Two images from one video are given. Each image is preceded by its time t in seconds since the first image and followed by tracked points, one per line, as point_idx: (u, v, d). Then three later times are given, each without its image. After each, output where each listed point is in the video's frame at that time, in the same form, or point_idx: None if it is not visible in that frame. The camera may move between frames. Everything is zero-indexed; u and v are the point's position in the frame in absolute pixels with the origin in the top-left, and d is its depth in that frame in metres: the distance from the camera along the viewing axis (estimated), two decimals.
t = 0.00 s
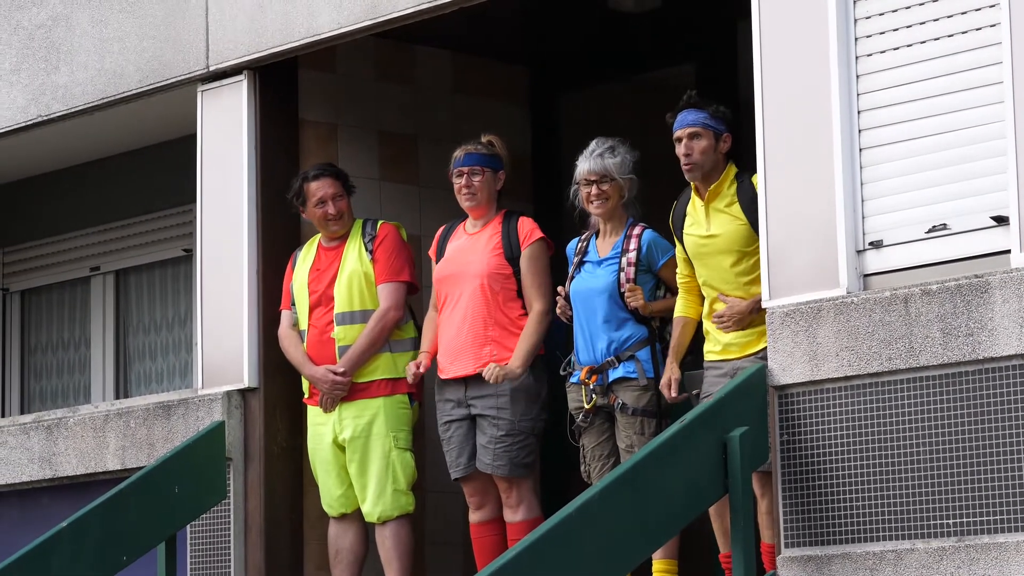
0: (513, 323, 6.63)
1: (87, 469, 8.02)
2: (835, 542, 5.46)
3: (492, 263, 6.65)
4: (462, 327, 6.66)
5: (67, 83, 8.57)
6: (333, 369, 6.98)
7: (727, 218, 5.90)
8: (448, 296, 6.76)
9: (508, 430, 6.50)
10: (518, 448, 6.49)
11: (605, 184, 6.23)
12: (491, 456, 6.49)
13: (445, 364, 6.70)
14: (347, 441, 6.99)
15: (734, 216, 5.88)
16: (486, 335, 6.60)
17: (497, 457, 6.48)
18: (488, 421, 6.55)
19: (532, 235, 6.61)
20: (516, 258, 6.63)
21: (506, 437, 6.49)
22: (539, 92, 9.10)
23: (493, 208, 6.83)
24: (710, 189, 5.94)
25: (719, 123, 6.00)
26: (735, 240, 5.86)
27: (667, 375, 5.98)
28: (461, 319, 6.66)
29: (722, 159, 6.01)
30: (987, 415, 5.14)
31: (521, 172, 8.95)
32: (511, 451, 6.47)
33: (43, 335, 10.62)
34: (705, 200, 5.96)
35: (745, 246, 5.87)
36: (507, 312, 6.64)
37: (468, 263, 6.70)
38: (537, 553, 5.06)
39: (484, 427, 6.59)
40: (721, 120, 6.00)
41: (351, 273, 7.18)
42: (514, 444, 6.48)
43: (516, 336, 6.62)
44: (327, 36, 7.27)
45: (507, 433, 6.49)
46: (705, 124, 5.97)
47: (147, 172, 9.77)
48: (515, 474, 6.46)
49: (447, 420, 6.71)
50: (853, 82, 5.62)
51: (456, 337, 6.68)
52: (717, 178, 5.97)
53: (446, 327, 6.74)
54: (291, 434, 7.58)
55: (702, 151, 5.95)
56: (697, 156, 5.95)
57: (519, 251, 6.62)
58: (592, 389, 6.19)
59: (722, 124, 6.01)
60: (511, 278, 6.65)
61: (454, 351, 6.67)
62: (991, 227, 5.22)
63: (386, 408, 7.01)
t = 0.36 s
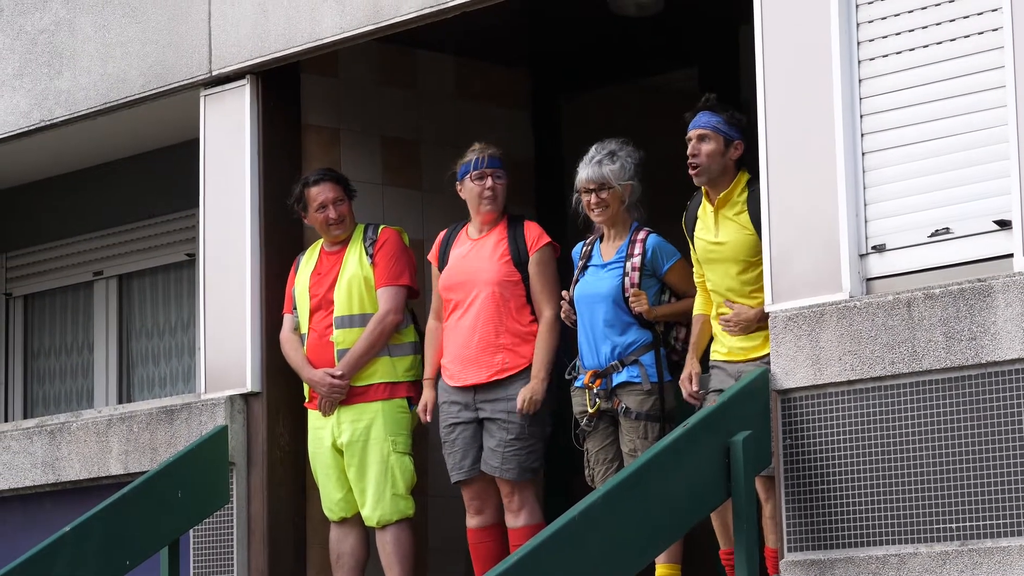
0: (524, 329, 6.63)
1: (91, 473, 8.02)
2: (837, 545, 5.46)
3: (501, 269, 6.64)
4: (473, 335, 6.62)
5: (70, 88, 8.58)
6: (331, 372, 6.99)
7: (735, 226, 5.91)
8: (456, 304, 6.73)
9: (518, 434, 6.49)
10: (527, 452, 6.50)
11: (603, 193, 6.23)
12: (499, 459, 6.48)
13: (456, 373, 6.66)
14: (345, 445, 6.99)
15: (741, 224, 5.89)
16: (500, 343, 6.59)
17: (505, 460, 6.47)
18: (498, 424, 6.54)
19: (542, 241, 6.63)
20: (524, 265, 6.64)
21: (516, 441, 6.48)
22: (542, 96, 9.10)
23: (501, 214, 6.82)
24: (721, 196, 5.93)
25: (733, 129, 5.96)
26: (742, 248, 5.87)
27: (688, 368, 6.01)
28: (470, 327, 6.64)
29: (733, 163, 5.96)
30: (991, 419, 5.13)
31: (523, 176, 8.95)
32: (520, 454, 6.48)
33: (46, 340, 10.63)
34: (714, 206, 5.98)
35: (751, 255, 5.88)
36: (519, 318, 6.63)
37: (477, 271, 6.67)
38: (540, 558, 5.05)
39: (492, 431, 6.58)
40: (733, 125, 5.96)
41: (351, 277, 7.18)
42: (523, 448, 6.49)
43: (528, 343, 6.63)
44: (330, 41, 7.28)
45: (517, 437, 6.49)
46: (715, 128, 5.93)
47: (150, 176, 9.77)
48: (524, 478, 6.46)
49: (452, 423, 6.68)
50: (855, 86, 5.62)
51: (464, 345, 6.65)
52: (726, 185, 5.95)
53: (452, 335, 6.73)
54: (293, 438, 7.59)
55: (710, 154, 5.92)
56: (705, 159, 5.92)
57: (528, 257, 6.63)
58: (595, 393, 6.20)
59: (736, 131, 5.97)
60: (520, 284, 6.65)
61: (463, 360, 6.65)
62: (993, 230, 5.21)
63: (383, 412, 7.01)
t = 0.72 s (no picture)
0: (535, 341, 6.63)
1: (94, 483, 8.02)
2: (841, 555, 5.45)
3: (511, 283, 6.62)
4: (486, 351, 6.59)
5: (73, 98, 8.59)
6: (335, 382, 6.98)
7: (732, 228, 5.93)
8: (464, 319, 6.70)
9: (533, 443, 6.51)
10: (540, 461, 6.52)
11: (603, 203, 6.23)
12: (513, 468, 6.49)
13: (478, 387, 6.59)
14: (349, 455, 6.99)
15: (738, 226, 5.91)
16: (514, 357, 6.58)
17: (520, 469, 6.49)
18: (513, 432, 6.53)
19: (548, 254, 6.66)
20: (533, 276, 6.64)
21: (531, 450, 6.50)
22: (545, 105, 9.11)
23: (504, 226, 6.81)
24: (717, 198, 5.97)
25: (720, 133, 6.02)
26: (738, 251, 5.88)
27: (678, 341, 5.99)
28: (483, 342, 6.60)
29: (727, 168, 6.01)
30: (994, 428, 5.13)
31: (526, 185, 8.95)
32: (534, 463, 6.50)
33: (49, 349, 10.63)
34: (711, 209, 6.01)
35: (748, 258, 5.88)
36: (529, 331, 6.63)
37: (487, 287, 6.64)
38: (543, 568, 5.06)
39: (504, 440, 6.57)
40: (722, 130, 6.01)
41: (354, 286, 7.17)
42: (537, 457, 6.51)
43: (540, 355, 6.64)
44: (333, 50, 7.28)
45: (532, 446, 6.50)
46: (702, 136, 5.99)
47: (153, 186, 9.78)
48: (538, 487, 6.49)
49: (461, 434, 6.64)
50: (859, 94, 5.62)
51: (473, 359, 6.63)
52: (725, 187, 5.99)
53: (459, 350, 6.70)
54: (296, 448, 7.58)
55: (702, 162, 5.97)
56: (698, 167, 5.97)
57: (534, 267, 6.64)
58: (599, 403, 6.19)
59: (724, 135, 6.02)
60: (528, 297, 6.64)
61: (475, 375, 6.61)
62: (997, 239, 5.20)
63: (388, 422, 7.01)
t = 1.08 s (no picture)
0: (536, 350, 6.64)
1: (94, 489, 8.02)
2: (842, 562, 5.45)
3: (512, 294, 6.62)
4: (488, 363, 6.59)
5: (74, 103, 8.60)
6: (337, 389, 6.98)
7: (720, 241, 5.92)
8: (465, 331, 6.70)
9: (536, 450, 6.52)
10: (543, 468, 6.52)
11: (606, 210, 6.24)
12: (516, 475, 6.49)
13: (479, 399, 6.60)
14: (350, 461, 6.99)
15: (726, 239, 5.90)
16: (515, 368, 6.59)
17: (522, 476, 6.49)
18: (516, 439, 6.53)
19: (548, 261, 6.67)
20: (533, 285, 6.65)
21: (534, 457, 6.51)
22: (546, 112, 9.12)
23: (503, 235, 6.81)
24: (703, 212, 5.95)
25: (706, 145, 6.02)
26: (727, 263, 5.87)
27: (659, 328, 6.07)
28: (485, 353, 6.60)
29: (715, 180, 6.02)
30: (994, 435, 5.12)
31: (528, 192, 8.96)
32: (537, 470, 6.51)
33: (50, 355, 10.64)
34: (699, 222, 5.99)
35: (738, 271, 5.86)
36: (530, 341, 6.63)
37: (488, 298, 6.64)
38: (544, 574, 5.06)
39: (507, 447, 6.57)
40: (708, 143, 6.01)
41: (355, 292, 7.17)
42: (539, 464, 6.51)
43: (541, 364, 6.65)
44: (335, 56, 7.29)
45: (534, 453, 6.51)
46: (688, 147, 6.01)
47: (154, 192, 9.78)
48: (540, 494, 6.50)
49: (463, 441, 6.64)
50: (860, 101, 5.63)
51: (475, 370, 6.63)
52: (711, 199, 6.00)
53: (460, 361, 6.70)
54: (297, 454, 7.58)
55: (688, 174, 5.99)
56: (684, 178, 5.99)
57: (535, 275, 6.64)
58: (601, 410, 6.20)
59: (711, 148, 6.03)
60: (529, 307, 6.64)
61: (477, 386, 6.62)
62: (998, 247, 5.20)
63: (389, 429, 7.01)
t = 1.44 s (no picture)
0: (542, 352, 6.64)
1: (99, 490, 8.03)
2: (846, 563, 5.46)
3: (518, 296, 6.63)
4: (494, 365, 6.60)
5: (79, 104, 8.61)
6: (341, 390, 6.98)
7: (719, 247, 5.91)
8: (471, 333, 6.70)
9: (542, 451, 6.52)
10: (549, 469, 6.53)
11: (612, 211, 6.25)
12: (523, 475, 6.50)
13: (486, 401, 6.60)
14: (353, 462, 6.99)
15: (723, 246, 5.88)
16: (521, 370, 6.59)
17: (529, 477, 6.49)
18: (522, 440, 6.54)
19: (554, 263, 6.66)
20: (539, 286, 6.65)
21: (540, 458, 6.51)
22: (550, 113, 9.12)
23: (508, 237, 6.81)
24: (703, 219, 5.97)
25: (704, 152, 6.01)
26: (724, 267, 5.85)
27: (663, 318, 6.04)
28: (491, 355, 6.61)
29: (713, 186, 6.02)
30: (998, 436, 5.12)
31: (532, 193, 8.96)
32: (543, 471, 6.51)
33: (55, 356, 10.65)
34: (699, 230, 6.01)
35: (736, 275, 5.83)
36: (536, 343, 6.63)
37: (493, 300, 6.64)
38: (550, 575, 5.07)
39: (513, 448, 6.57)
40: (704, 150, 6.00)
41: (359, 294, 7.18)
42: (545, 465, 6.52)
43: (547, 365, 6.65)
44: (340, 57, 7.30)
45: (541, 454, 6.51)
46: (685, 154, 6.00)
47: (159, 193, 9.79)
48: (547, 494, 6.51)
49: (470, 442, 6.64)
50: (866, 101, 5.63)
51: (481, 372, 6.63)
52: (710, 206, 6.01)
53: (467, 363, 6.70)
54: (302, 455, 7.58)
55: (685, 181, 5.99)
56: (680, 187, 5.99)
57: (540, 276, 6.64)
58: (608, 410, 6.20)
59: (708, 154, 6.02)
60: (535, 308, 6.64)
61: (483, 388, 6.62)
62: (1003, 247, 5.20)
63: (392, 429, 7.01)
